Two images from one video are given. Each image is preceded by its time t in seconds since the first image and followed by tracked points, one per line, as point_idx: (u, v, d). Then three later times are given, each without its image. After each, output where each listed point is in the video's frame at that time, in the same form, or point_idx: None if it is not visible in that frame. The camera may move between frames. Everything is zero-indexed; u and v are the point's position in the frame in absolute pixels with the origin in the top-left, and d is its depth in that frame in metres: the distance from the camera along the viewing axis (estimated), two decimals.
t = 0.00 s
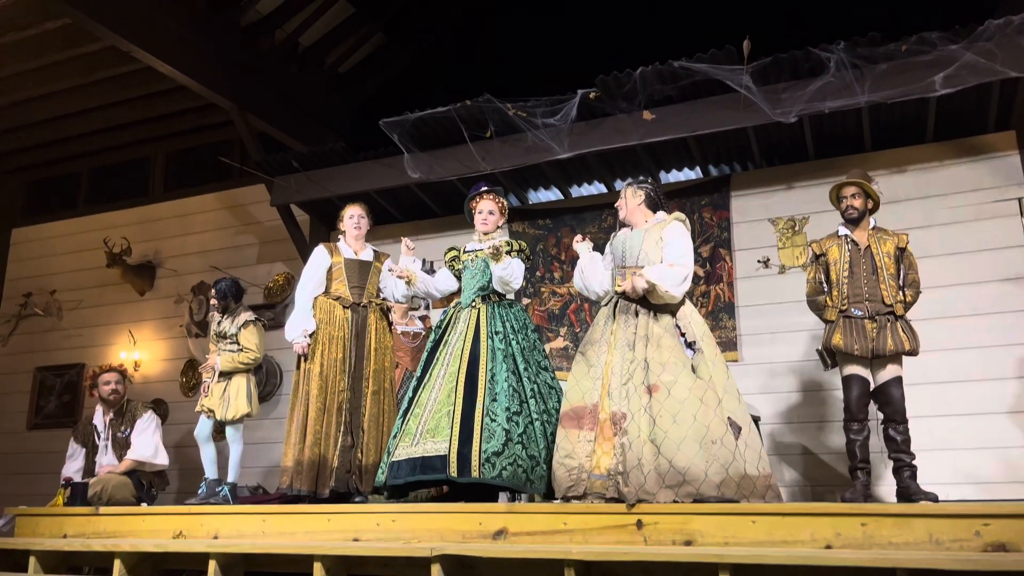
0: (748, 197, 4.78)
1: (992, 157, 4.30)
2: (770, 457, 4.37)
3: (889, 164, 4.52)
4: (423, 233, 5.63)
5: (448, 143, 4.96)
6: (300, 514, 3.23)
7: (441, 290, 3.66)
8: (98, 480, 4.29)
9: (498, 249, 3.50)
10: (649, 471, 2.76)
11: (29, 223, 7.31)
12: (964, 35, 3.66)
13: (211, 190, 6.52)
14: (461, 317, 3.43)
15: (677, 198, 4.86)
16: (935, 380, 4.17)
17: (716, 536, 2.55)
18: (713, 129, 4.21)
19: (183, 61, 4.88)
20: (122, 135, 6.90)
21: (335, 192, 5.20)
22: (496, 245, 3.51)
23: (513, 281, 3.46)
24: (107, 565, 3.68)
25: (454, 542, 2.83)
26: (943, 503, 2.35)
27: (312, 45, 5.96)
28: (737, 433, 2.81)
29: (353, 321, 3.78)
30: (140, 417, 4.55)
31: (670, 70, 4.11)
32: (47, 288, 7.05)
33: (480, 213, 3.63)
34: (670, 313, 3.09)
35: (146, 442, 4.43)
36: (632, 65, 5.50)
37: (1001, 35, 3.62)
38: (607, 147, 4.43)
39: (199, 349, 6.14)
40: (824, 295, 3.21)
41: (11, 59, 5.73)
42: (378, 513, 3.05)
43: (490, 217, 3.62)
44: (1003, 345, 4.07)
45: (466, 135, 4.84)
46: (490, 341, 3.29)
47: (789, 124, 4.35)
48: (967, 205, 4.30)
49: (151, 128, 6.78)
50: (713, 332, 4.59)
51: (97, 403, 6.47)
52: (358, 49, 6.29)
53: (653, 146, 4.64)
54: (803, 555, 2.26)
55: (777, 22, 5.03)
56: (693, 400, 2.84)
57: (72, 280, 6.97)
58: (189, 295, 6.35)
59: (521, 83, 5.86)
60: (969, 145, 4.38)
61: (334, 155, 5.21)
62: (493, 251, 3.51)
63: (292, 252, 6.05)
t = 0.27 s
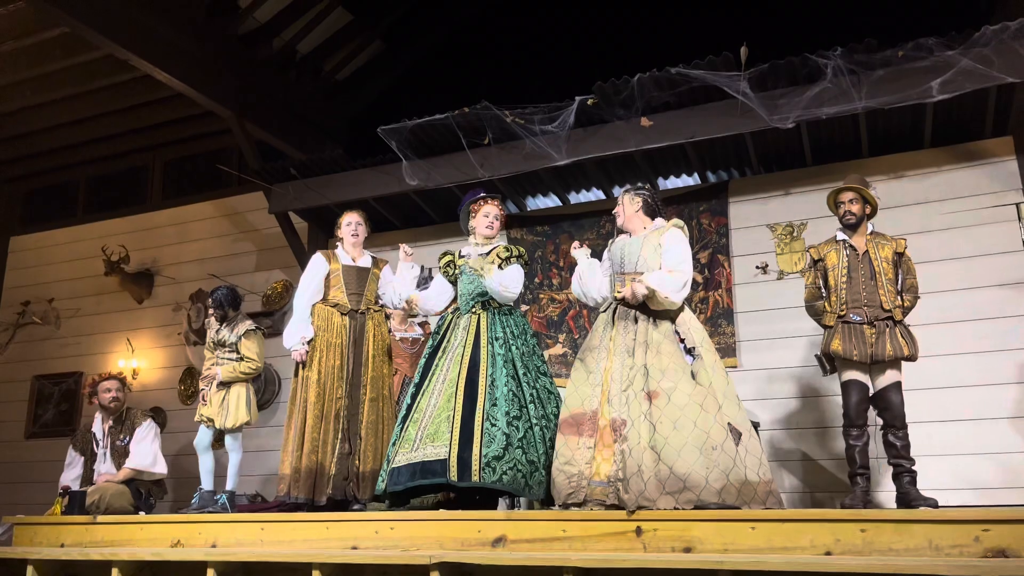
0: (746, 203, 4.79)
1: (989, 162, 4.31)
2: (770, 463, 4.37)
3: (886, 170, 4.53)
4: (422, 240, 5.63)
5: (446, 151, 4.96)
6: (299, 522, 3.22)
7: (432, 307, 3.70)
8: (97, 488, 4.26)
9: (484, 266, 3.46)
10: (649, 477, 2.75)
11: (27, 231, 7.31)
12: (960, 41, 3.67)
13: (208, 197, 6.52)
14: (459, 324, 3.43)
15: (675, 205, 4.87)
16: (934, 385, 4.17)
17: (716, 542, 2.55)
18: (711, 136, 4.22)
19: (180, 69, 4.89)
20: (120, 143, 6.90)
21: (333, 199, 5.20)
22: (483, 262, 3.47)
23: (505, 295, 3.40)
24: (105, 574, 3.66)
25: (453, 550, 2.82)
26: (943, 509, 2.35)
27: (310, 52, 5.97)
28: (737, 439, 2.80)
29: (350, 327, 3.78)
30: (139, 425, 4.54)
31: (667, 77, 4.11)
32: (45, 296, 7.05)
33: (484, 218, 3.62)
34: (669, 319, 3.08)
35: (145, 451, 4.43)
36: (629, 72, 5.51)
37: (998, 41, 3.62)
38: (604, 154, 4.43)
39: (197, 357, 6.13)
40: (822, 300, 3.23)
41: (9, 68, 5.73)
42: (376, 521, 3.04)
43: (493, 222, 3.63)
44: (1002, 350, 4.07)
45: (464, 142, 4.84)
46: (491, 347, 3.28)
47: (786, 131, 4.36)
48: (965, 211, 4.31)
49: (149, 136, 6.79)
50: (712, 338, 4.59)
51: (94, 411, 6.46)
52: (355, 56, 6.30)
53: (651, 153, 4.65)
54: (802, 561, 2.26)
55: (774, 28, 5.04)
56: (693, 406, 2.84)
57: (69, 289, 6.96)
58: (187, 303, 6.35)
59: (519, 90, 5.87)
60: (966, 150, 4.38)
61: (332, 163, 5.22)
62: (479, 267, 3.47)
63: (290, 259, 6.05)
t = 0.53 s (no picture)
0: (745, 207, 4.79)
1: (988, 167, 4.31)
2: (769, 468, 4.36)
3: (885, 175, 4.53)
4: (420, 244, 5.63)
5: (445, 155, 4.97)
6: (297, 527, 3.21)
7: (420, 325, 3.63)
8: (94, 493, 4.29)
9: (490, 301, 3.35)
10: (648, 482, 2.76)
11: (26, 236, 7.31)
12: (958, 46, 3.68)
13: (208, 202, 6.52)
14: (462, 328, 3.41)
15: (674, 209, 4.87)
16: (933, 390, 4.17)
17: (715, 547, 2.53)
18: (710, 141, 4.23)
19: (180, 73, 4.89)
20: (119, 148, 6.91)
21: (332, 203, 5.20)
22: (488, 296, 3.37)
23: (507, 317, 3.36)
24: None
25: (451, 555, 2.82)
26: (942, 513, 2.34)
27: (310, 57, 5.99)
28: (736, 443, 2.80)
29: (349, 332, 3.78)
30: (140, 426, 4.61)
31: (666, 82, 4.12)
32: (43, 301, 7.04)
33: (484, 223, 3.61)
34: (668, 324, 3.10)
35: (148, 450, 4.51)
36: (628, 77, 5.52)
37: (996, 46, 3.63)
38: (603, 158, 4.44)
39: (196, 362, 6.12)
40: (821, 304, 3.23)
41: (9, 73, 5.74)
42: (375, 526, 3.03)
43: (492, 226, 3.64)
44: (1000, 355, 4.07)
45: (463, 147, 4.85)
46: (498, 351, 3.31)
47: (785, 135, 4.37)
48: (964, 215, 4.31)
49: (149, 140, 6.79)
50: (711, 342, 4.58)
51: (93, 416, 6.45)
52: (355, 61, 6.31)
53: (651, 157, 4.65)
54: (802, 566, 2.25)
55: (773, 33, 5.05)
56: (691, 411, 2.84)
57: (68, 293, 6.95)
58: (186, 307, 6.34)
59: (517, 94, 5.88)
60: (965, 155, 4.39)
61: (331, 167, 5.22)
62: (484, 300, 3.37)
63: (290, 263, 6.04)
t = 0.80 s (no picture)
0: (744, 210, 4.80)
1: (987, 170, 4.31)
2: (767, 470, 4.36)
3: (884, 177, 4.54)
4: (420, 246, 5.63)
5: (445, 157, 4.97)
6: (296, 528, 3.20)
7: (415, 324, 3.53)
8: (93, 493, 4.30)
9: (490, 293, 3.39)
10: (645, 485, 2.78)
11: (25, 236, 7.30)
12: (957, 49, 3.68)
13: (207, 203, 6.52)
14: (471, 330, 3.43)
15: (673, 212, 4.88)
16: (931, 392, 4.17)
17: (713, 550, 2.53)
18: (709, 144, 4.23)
19: (180, 74, 4.90)
20: (118, 149, 6.91)
21: (331, 205, 5.20)
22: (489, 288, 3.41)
23: (502, 313, 3.39)
24: None
25: (450, 557, 2.82)
26: (940, 516, 2.34)
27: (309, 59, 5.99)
28: (733, 445, 2.80)
29: (348, 334, 3.79)
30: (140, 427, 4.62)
31: (666, 84, 4.13)
32: (42, 302, 7.04)
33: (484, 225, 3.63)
34: (666, 326, 3.10)
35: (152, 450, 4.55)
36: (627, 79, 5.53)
37: (995, 49, 3.63)
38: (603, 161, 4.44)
39: (195, 363, 6.12)
40: (819, 306, 3.22)
41: (8, 73, 5.73)
42: (374, 527, 3.03)
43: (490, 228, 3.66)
44: (999, 358, 4.07)
45: (463, 149, 4.85)
46: (508, 355, 3.35)
47: (784, 138, 4.37)
48: (963, 218, 4.31)
49: (148, 141, 6.79)
50: (709, 345, 4.59)
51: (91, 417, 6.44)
52: (354, 62, 6.31)
53: (650, 159, 4.66)
54: (800, 569, 2.25)
55: (773, 35, 5.06)
56: (688, 413, 2.84)
57: (67, 294, 6.95)
58: (185, 308, 6.34)
59: (517, 96, 5.89)
60: (965, 157, 4.39)
61: (331, 169, 5.22)
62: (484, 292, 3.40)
63: (289, 265, 6.05)
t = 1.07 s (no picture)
0: (744, 210, 4.80)
1: (986, 171, 4.31)
2: (766, 470, 4.37)
3: (884, 178, 4.54)
4: (419, 246, 5.63)
5: (445, 157, 4.97)
6: (295, 527, 3.20)
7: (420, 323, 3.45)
8: (91, 490, 4.29)
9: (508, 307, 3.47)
10: (642, 484, 2.78)
11: (24, 234, 7.30)
12: (958, 50, 3.68)
13: (207, 201, 6.52)
14: (481, 326, 3.43)
15: (673, 212, 4.88)
16: (930, 393, 4.17)
17: (712, 550, 2.53)
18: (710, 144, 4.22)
19: (179, 73, 4.89)
20: (118, 147, 6.90)
21: (331, 204, 5.20)
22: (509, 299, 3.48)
23: (517, 321, 3.49)
24: None
25: (448, 556, 2.82)
26: (939, 516, 2.34)
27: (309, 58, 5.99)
28: (730, 445, 2.80)
29: (343, 331, 3.77)
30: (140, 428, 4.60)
31: (666, 84, 4.13)
32: (41, 300, 7.03)
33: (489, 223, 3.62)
34: (664, 327, 3.09)
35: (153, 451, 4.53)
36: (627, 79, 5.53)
37: (995, 50, 3.64)
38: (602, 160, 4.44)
39: (194, 362, 6.11)
40: (818, 307, 3.22)
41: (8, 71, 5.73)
42: (372, 527, 3.03)
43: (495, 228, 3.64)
44: (997, 359, 4.07)
45: (463, 148, 4.85)
46: (519, 361, 3.40)
47: (784, 138, 4.37)
48: (962, 219, 4.31)
49: (148, 139, 6.79)
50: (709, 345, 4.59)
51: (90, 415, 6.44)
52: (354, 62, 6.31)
53: (650, 160, 4.66)
54: (799, 569, 2.25)
55: (773, 36, 5.06)
56: (686, 413, 2.85)
57: (66, 292, 6.95)
58: (184, 307, 6.34)
59: (517, 96, 5.88)
60: (964, 159, 4.39)
61: (331, 168, 5.22)
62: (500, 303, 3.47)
63: (288, 263, 6.05)
